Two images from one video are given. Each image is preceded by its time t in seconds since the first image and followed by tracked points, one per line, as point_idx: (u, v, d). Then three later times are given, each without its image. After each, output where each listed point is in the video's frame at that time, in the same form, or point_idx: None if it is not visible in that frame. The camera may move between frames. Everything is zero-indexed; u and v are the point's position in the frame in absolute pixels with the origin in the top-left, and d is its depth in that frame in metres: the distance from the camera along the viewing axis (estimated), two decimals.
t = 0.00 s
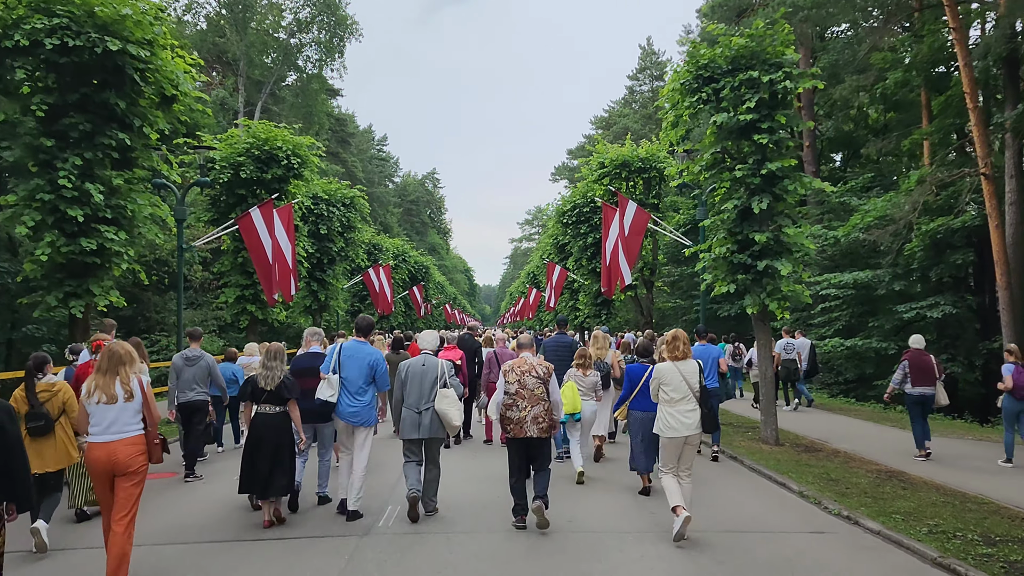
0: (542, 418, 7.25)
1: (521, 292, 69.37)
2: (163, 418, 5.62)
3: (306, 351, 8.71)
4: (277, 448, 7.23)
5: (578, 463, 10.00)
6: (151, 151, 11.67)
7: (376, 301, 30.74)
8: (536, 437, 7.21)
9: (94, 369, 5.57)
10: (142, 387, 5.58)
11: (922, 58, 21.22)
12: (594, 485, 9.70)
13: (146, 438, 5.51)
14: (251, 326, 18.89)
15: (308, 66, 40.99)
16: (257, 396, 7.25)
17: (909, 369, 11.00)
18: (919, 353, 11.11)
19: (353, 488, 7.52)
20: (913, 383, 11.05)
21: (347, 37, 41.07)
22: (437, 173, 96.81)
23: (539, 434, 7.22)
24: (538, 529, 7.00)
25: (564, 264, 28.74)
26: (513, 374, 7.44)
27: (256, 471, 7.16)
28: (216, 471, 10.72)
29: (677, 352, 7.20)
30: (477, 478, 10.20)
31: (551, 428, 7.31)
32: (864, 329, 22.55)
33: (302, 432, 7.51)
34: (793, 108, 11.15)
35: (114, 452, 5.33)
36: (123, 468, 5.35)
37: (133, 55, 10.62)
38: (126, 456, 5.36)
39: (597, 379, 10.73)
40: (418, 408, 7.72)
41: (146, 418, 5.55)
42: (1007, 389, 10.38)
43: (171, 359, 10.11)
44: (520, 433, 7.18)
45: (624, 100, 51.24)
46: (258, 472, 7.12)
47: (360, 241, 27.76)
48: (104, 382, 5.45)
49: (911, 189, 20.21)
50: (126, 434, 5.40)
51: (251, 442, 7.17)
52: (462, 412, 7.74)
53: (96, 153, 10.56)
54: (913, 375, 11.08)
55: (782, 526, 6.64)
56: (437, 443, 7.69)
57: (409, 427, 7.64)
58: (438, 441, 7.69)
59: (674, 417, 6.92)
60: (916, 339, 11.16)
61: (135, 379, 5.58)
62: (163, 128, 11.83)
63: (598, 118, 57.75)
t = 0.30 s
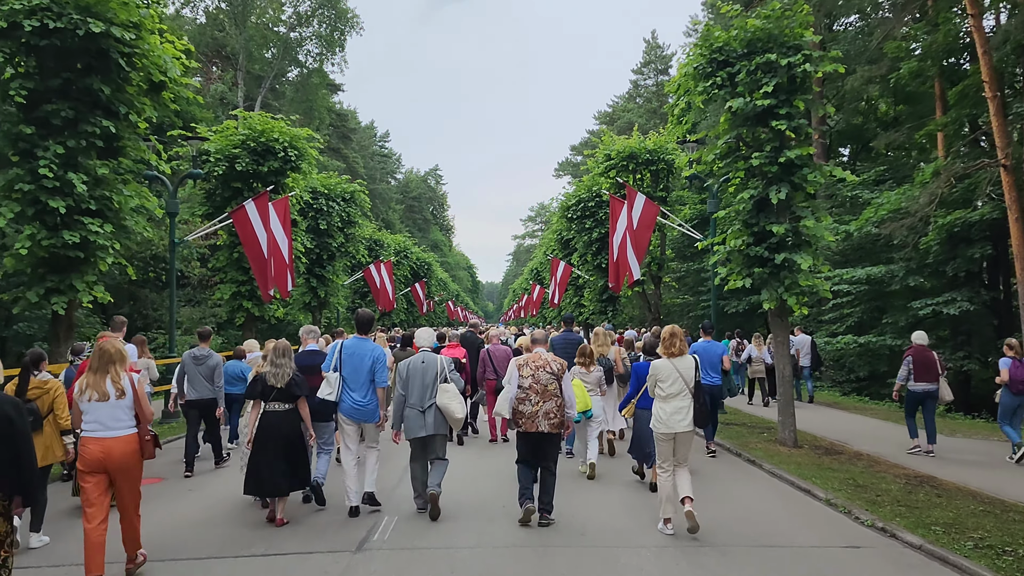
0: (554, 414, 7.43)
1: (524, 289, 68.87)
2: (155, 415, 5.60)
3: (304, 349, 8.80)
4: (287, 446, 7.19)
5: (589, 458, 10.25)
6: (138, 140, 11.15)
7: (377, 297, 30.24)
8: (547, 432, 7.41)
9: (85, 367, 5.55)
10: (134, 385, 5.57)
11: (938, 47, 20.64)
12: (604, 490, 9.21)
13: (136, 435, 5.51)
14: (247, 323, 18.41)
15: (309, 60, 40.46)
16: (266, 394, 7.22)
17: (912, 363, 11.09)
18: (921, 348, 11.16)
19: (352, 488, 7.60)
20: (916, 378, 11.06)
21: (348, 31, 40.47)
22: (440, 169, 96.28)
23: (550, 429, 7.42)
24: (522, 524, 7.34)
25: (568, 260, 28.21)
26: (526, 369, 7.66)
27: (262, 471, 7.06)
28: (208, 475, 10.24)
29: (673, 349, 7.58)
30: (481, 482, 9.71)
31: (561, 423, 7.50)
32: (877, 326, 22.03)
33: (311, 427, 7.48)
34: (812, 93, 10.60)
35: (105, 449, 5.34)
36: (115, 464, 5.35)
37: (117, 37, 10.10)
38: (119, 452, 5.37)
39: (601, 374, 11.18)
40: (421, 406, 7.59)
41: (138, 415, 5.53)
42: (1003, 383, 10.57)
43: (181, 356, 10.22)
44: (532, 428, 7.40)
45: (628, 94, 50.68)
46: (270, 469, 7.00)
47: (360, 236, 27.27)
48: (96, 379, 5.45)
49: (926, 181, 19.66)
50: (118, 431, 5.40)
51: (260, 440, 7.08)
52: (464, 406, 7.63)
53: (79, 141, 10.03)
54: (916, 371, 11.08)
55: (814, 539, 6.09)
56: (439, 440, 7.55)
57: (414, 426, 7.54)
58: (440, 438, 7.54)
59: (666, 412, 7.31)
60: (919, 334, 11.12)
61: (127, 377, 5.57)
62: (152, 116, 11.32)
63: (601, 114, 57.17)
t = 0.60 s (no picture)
0: (558, 413, 7.29)
1: (527, 287, 68.48)
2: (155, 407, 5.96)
3: (310, 347, 8.67)
4: (284, 444, 7.47)
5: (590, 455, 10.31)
6: (128, 131, 10.75)
7: (379, 295, 29.87)
8: (552, 430, 7.27)
9: (87, 363, 5.87)
10: (134, 379, 5.91)
11: (949, 38, 20.19)
12: (613, 497, 8.84)
13: (137, 429, 5.86)
14: (246, 321, 18.07)
15: (310, 56, 40.07)
16: (266, 393, 7.53)
17: (910, 362, 11.11)
18: (918, 346, 11.21)
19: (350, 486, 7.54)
20: (914, 377, 11.21)
21: (349, 27, 40.01)
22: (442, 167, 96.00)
23: (555, 427, 7.27)
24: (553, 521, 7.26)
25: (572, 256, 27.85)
26: (529, 368, 7.46)
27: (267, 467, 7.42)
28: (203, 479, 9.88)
29: (685, 348, 7.56)
30: (485, 486, 9.35)
31: (566, 421, 7.38)
32: (888, 323, 21.64)
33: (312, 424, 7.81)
34: (828, 80, 10.19)
35: (107, 444, 5.66)
36: (117, 457, 5.68)
37: (106, 24, 9.72)
38: (120, 444, 5.70)
39: (608, 372, 10.88)
40: (426, 405, 7.73)
41: (139, 408, 5.90)
42: (1003, 381, 10.65)
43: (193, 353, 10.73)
44: (537, 427, 7.28)
45: (632, 90, 50.26)
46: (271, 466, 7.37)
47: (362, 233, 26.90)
48: (98, 374, 5.75)
49: (937, 175, 19.25)
50: (120, 424, 5.75)
51: (260, 438, 7.44)
52: (469, 408, 7.76)
53: (66, 133, 9.64)
54: (915, 370, 11.23)
55: (847, 553, 5.66)
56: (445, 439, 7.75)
57: (417, 424, 7.68)
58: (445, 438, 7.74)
59: (675, 411, 7.28)
60: (917, 332, 11.31)
61: (127, 372, 5.89)
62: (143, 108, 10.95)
63: (605, 110, 56.68)
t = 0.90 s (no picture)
0: (567, 413, 7.47)
1: (529, 284, 68.08)
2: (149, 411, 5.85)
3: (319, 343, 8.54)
4: (289, 444, 7.34)
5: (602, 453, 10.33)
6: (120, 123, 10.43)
7: (380, 292, 29.55)
8: (560, 431, 7.44)
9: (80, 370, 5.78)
10: (128, 384, 5.79)
11: (961, 30, 19.77)
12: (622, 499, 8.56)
13: (132, 432, 5.76)
14: (245, 319, 17.77)
15: (311, 51, 39.66)
16: (267, 395, 7.38)
17: (911, 362, 11.15)
18: (922, 347, 11.24)
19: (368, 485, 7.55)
20: (916, 377, 11.13)
21: (350, 21, 39.57)
22: (444, 164, 95.65)
23: (563, 428, 7.45)
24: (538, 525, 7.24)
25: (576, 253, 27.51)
26: (541, 368, 7.65)
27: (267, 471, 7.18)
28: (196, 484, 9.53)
29: (693, 348, 7.26)
30: (489, 489, 9.05)
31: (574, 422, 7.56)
32: (897, 321, 21.28)
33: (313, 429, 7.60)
34: (843, 69, 9.83)
35: (102, 446, 5.56)
36: (112, 461, 5.58)
37: (96, 11, 9.39)
38: (115, 448, 5.60)
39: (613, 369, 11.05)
40: (435, 400, 7.91)
41: (133, 412, 5.78)
42: (995, 380, 10.53)
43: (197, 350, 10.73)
44: (545, 426, 7.43)
45: (636, 85, 49.91)
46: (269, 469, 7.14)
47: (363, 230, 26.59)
48: (92, 380, 5.65)
49: (948, 171, 18.88)
50: (114, 428, 5.64)
51: (263, 440, 7.23)
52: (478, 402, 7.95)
53: (54, 123, 9.31)
54: (917, 369, 11.14)
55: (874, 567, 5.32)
56: (451, 435, 7.90)
57: (427, 420, 7.85)
58: (454, 432, 7.90)
59: (686, 410, 7.11)
60: (920, 332, 11.23)
61: (121, 377, 5.78)
62: (135, 99, 10.63)
63: (609, 106, 56.24)
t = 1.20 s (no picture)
0: (573, 410, 7.42)
1: (532, 283, 67.78)
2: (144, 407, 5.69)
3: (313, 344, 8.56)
4: (288, 440, 7.46)
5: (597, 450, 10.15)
6: (112, 114, 10.12)
7: (381, 290, 29.26)
8: (566, 427, 7.39)
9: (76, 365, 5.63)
10: (123, 380, 5.63)
11: (973, 25, 19.40)
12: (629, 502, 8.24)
13: (126, 429, 5.62)
14: (243, 316, 17.50)
15: (314, 47, 39.30)
16: (267, 391, 7.48)
17: (913, 359, 11.00)
18: (923, 343, 11.08)
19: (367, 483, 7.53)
20: (917, 374, 11.00)
21: (352, 17, 39.19)
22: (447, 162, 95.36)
23: (569, 425, 7.40)
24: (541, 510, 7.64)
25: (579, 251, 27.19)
26: (546, 364, 7.63)
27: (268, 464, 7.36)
28: (190, 484, 9.26)
29: (696, 342, 7.32)
30: (490, 491, 8.75)
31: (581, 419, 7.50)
32: (905, 321, 20.95)
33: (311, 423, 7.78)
34: (858, 59, 9.50)
35: (96, 444, 5.45)
36: (106, 459, 5.48)
37: None
38: (109, 446, 5.49)
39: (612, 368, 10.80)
40: (435, 401, 7.64)
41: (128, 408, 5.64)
42: (994, 377, 10.52)
43: (206, 348, 10.87)
44: (552, 423, 7.39)
45: (640, 83, 49.63)
46: (274, 464, 7.32)
47: (364, 227, 26.31)
48: (86, 376, 5.50)
49: (959, 168, 18.54)
50: (108, 425, 5.51)
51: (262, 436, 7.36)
52: (479, 402, 7.73)
53: (43, 114, 8.99)
54: (918, 366, 11.01)
55: None
56: (454, 434, 7.67)
57: (428, 421, 7.58)
58: (457, 432, 7.67)
59: (688, 405, 7.09)
60: (920, 328, 11.12)
61: (116, 372, 5.62)
62: (128, 89, 10.32)
63: (612, 104, 55.97)
